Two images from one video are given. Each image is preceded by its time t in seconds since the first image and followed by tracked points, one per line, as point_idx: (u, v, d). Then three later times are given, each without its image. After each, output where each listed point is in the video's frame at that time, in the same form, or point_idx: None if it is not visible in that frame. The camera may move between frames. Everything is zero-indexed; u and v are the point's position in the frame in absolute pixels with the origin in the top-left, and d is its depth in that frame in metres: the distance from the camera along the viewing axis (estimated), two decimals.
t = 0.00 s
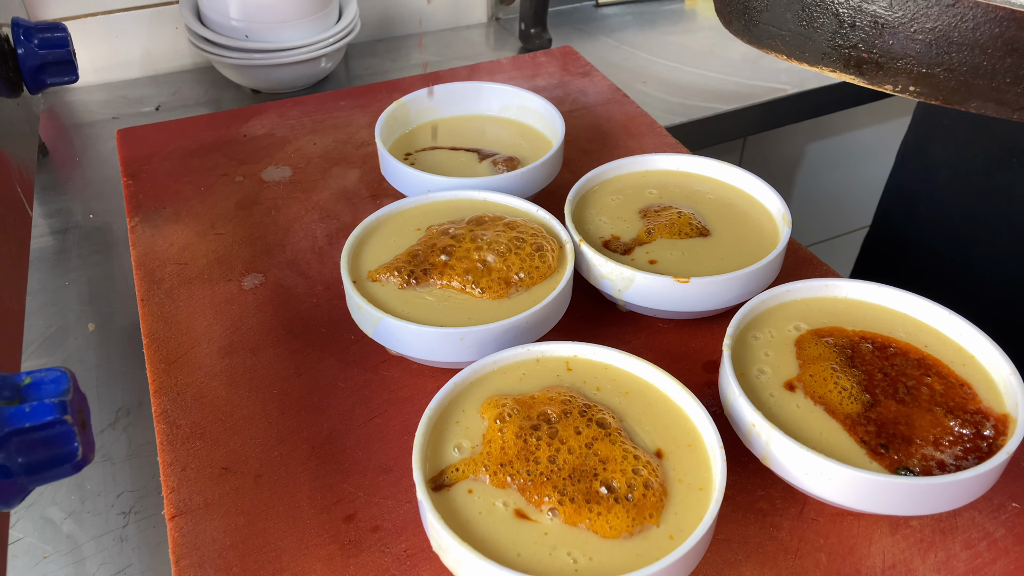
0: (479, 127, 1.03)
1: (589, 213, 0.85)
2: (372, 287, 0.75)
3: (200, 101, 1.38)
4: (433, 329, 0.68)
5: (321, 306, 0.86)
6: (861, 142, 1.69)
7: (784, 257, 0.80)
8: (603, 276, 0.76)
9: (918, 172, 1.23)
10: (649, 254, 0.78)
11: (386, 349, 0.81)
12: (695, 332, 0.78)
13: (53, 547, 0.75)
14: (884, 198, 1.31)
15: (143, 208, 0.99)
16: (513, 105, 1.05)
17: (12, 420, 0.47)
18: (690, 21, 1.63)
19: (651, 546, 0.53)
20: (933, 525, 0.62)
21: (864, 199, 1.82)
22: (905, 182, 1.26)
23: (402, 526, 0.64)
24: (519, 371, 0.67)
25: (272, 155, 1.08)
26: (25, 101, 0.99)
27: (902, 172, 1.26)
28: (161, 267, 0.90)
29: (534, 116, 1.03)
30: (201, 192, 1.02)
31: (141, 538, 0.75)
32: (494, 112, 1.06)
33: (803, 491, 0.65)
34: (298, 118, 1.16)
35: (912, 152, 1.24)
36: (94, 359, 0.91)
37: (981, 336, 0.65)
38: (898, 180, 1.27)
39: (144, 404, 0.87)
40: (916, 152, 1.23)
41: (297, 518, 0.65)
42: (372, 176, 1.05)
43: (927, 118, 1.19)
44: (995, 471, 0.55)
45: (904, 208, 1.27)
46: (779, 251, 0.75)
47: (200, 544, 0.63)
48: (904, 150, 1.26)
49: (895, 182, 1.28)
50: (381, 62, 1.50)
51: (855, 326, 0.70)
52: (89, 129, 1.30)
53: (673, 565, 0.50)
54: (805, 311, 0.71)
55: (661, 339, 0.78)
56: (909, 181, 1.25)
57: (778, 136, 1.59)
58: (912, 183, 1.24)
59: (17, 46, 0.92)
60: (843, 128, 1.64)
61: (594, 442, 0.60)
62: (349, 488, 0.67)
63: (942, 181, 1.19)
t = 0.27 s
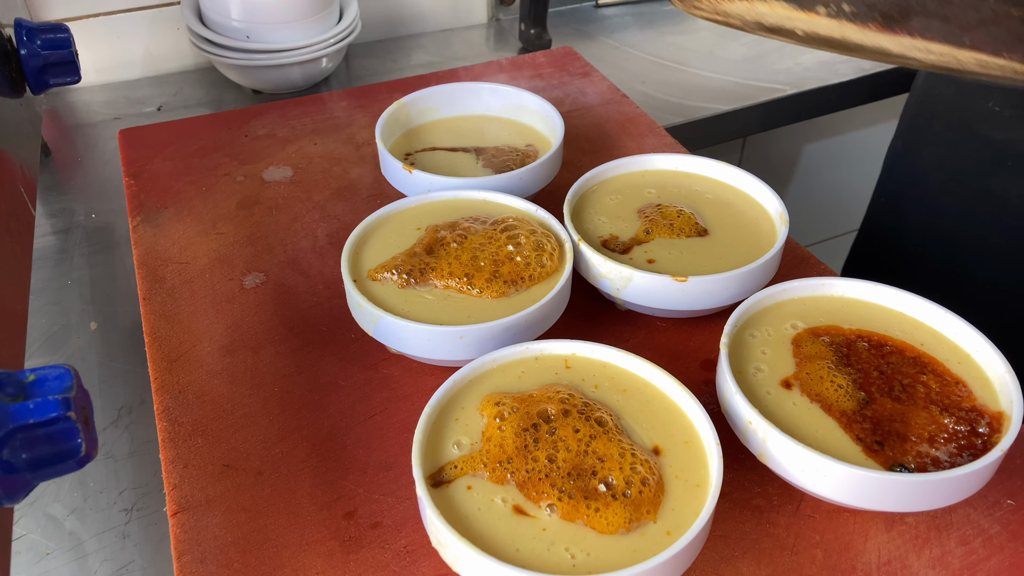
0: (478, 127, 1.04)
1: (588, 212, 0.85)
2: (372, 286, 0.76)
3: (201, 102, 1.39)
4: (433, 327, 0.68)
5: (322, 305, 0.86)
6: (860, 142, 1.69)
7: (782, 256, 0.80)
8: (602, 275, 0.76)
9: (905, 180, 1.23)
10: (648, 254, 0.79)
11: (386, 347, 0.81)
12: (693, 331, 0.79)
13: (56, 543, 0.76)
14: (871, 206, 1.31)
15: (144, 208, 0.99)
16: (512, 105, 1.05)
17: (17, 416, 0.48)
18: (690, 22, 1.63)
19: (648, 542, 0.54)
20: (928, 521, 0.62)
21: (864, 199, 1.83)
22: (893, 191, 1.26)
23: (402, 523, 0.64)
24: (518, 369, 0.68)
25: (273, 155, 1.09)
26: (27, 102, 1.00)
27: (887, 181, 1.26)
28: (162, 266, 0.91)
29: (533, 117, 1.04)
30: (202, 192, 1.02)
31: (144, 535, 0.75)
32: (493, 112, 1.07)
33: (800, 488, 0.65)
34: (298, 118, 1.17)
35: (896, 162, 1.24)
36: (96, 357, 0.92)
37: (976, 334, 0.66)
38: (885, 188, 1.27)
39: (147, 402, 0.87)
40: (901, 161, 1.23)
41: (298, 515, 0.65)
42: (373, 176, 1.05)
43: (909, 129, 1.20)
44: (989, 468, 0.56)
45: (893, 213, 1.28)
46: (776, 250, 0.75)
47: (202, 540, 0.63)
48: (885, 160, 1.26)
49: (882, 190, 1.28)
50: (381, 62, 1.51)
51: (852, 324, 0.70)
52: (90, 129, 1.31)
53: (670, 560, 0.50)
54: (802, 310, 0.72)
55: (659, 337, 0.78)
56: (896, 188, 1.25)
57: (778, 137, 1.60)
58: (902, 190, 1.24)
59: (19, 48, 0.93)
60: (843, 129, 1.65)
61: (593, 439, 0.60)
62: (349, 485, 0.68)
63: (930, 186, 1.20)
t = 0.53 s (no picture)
0: (478, 130, 1.05)
1: (586, 214, 0.86)
2: (373, 287, 0.77)
3: (203, 104, 1.40)
4: (432, 328, 0.69)
5: (323, 306, 0.87)
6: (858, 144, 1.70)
7: (777, 258, 0.81)
8: (599, 276, 0.77)
9: (895, 179, 1.27)
10: (645, 255, 0.80)
11: (386, 348, 0.82)
12: (690, 331, 0.80)
13: (61, 541, 0.77)
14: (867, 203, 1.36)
15: (147, 209, 1.00)
16: (511, 108, 1.06)
17: (24, 415, 0.49)
18: (688, 24, 1.64)
19: (643, 538, 0.55)
20: (920, 519, 0.63)
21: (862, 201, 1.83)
22: (885, 191, 1.30)
23: (401, 521, 0.65)
24: (516, 369, 0.69)
25: (275, 157, 1.10)
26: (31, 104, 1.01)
27: (880, 181, 1.30)
28: (164, 267, 0.92)
29: (532, 119, 1.05)
30: (204, 193, 1.03)
31: (147, 532, 0.76)
32: (492, 115, 1.08)
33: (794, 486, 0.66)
34: (299, 121, 1.18)
35: (888, 161, 1.28)
36: (99, 357, 0.93)
37: (968, 335, 0.67)
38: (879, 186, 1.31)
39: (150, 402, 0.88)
40: (892, 161, 1.27)
41: (299, 513, 0.66)
42: (373, 178, 1.06)
43: (899, 129, 1.24)
44: (979, 467, 0.56)
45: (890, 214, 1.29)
46: (772, 252, 0.76)
47: (204, 538, 0.64)
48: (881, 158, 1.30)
49: (880, 189, 1.31)
50: (382, 65, 1.52)
51: (845, 326, 0.71)
52: (93, 131, 1.32)
53: (665, 556, 0.51)
54: (797, 311, 0.73)
55: (656, 338, 0.79)
56: (888, 188, 1.29)
57: (776, 138, 1.61)
58: (892, 191, 1.28)
59: (24, 51, 0.94)
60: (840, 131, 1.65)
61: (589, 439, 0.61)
62: (350, 484, 0.68)
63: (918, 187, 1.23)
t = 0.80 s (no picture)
0: (481, 133, 1.07)
1: (588, 217, 0.88)
2: (380, 289, 0.79)
3: (210, 107, 1.42)
4: (439, 329, 0.71)
5: (330, 307, 0.89)
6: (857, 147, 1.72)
7: (775, 261, 0.83)
8: (601, 278, 0.79)
9: (882, 181, 1.32)
10: (645, 258, 0.82)
11: (392, 348, 0.84)
12: (689, 332, 0.82)
13: (76, 536, 0.79)
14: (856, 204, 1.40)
15: (157, 212, 1.02)
16: (515, 112, 1.08)
17: (48, 411, 0.51)
18: (689, 28, 1.66)
19: (644, 532, 0.56)
20: (912, 515, 0.65)
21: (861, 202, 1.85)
22: (878, 194, 1.34)
23: (408, 515, 0.67)
24: (520, 369, 0.70)
25: (282, 160, 1.12)
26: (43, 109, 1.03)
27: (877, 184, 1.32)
28: (175, 268, 0.94)
29: (535, 123, 1.07)
30: (213, 196, 1.05)
31: (161, 527, 0.78)
32: (496, 119, 1.10)
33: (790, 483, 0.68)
34: (306, 124, 1.20)
35: (881, 164, 1.32)
36: (111, 357, 0.95)
37: (959, 336, 0.69)
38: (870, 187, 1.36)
39: (161, 401, 0.90)
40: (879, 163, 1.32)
41: (309, 508, 0.68)
42: (379, 181, 1.08)
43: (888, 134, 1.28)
44: (969, 463, 0.58)
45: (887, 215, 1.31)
46: (769, 254, 0.78)
47: (217, 532, 0.66)
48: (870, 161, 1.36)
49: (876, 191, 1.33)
50: (386, 68, 1.54)
51: (841, 327, 0.73)
52: (102, 135, 1.34)
53: (665, 549, 0.53)
54: (794, 312, 0.75)
55: (656, 338, 0.81)
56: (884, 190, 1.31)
57: (775, 141, 1.63)
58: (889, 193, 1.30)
59: (37, 57, 0.96)
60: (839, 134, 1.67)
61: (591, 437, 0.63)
62: (358, 480, 0.70)
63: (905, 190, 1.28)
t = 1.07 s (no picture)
0: (482, 135, 1.09)
1: (586, 217, 0.90)
2: (383, 287, 0.81)
3: (215, 109, 1.44)
4: (441, 325, 0.73)
5: (335, 304, 0.91)
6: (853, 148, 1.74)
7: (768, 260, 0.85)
8: (598, 276, 0.81)
9: (870, 180, 1.33)
10: (642, 257, 0.84)
11: (395, 345, 0.86)
12: (684, 329, 0.84)
13: (88, 527, 0.81)
14: (846, 204, 1.42)
15: (165, 212, 1.04)
16: (515, 114, 1.10)
17: (67, 403, 0.53)
18: (687, 30, 1.69)
19: (639, 520, 0.59)
20: (900, 505, 0.67)
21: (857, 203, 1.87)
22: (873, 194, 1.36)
23: (412, 506, 0.69)
24: (520, 364, 0.73)
25: (287, 161, 1.14)
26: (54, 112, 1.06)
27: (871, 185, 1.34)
28: (183, 267, 0.96)
29: (534, 125, 1.09)
30: (219, 196, 1.08)
31: (171, 518, 0.80)
32: (496, 121, 1.12)
33: (782, 475, 0.70)
34: (310, 126, 1.22)
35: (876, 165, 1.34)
36: (120, 354, 0.97)
37: (946, 332, 0.71)
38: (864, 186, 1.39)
39: (169, 396, 0.92)
40: (866, 163, 1.33)
41: (315, 499, 0.70)
42: (382, 182, 1.10)
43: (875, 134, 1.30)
44: (954, 454, 0.60)
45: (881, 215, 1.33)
46: (763, 253, 0.80)
47: (226, 522, 0.68)
48: (858, 160, 1.37)
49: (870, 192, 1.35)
50: (388, 71, 1.56)
51: (832, 323, 0.75)
52: (109, 136, 1.36)
53: (659, 535, 0.55)
54: (786, 310, 0.77)
55: (652, 335, 0.83)
56: (877, 190, 1.33)
57: (772, 142, 1.65)
58: (882, 194, 1.32)
59: (48, 60, 0.99)
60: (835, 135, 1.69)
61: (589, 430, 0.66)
62: (362, 471, 0.73)
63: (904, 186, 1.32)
